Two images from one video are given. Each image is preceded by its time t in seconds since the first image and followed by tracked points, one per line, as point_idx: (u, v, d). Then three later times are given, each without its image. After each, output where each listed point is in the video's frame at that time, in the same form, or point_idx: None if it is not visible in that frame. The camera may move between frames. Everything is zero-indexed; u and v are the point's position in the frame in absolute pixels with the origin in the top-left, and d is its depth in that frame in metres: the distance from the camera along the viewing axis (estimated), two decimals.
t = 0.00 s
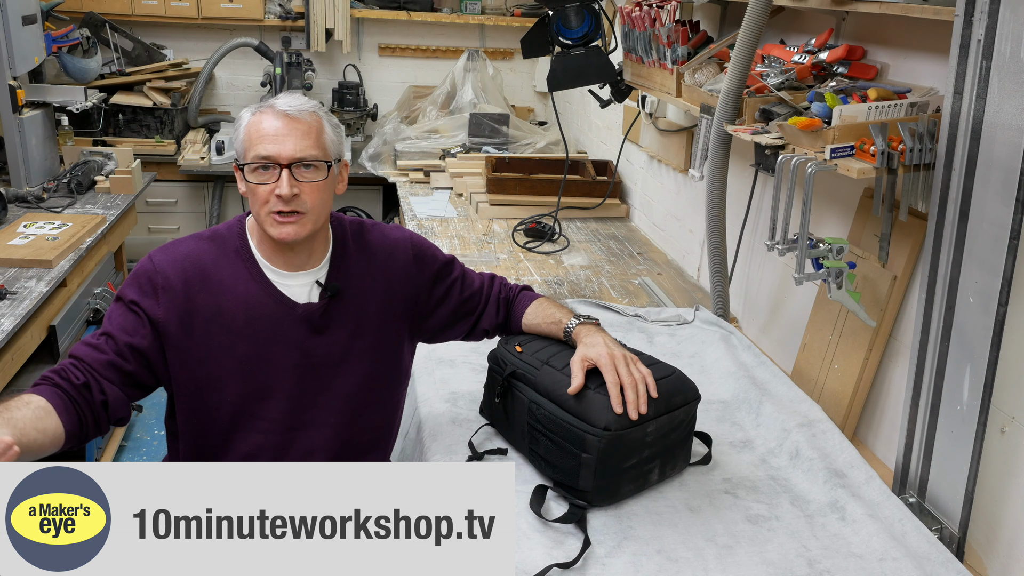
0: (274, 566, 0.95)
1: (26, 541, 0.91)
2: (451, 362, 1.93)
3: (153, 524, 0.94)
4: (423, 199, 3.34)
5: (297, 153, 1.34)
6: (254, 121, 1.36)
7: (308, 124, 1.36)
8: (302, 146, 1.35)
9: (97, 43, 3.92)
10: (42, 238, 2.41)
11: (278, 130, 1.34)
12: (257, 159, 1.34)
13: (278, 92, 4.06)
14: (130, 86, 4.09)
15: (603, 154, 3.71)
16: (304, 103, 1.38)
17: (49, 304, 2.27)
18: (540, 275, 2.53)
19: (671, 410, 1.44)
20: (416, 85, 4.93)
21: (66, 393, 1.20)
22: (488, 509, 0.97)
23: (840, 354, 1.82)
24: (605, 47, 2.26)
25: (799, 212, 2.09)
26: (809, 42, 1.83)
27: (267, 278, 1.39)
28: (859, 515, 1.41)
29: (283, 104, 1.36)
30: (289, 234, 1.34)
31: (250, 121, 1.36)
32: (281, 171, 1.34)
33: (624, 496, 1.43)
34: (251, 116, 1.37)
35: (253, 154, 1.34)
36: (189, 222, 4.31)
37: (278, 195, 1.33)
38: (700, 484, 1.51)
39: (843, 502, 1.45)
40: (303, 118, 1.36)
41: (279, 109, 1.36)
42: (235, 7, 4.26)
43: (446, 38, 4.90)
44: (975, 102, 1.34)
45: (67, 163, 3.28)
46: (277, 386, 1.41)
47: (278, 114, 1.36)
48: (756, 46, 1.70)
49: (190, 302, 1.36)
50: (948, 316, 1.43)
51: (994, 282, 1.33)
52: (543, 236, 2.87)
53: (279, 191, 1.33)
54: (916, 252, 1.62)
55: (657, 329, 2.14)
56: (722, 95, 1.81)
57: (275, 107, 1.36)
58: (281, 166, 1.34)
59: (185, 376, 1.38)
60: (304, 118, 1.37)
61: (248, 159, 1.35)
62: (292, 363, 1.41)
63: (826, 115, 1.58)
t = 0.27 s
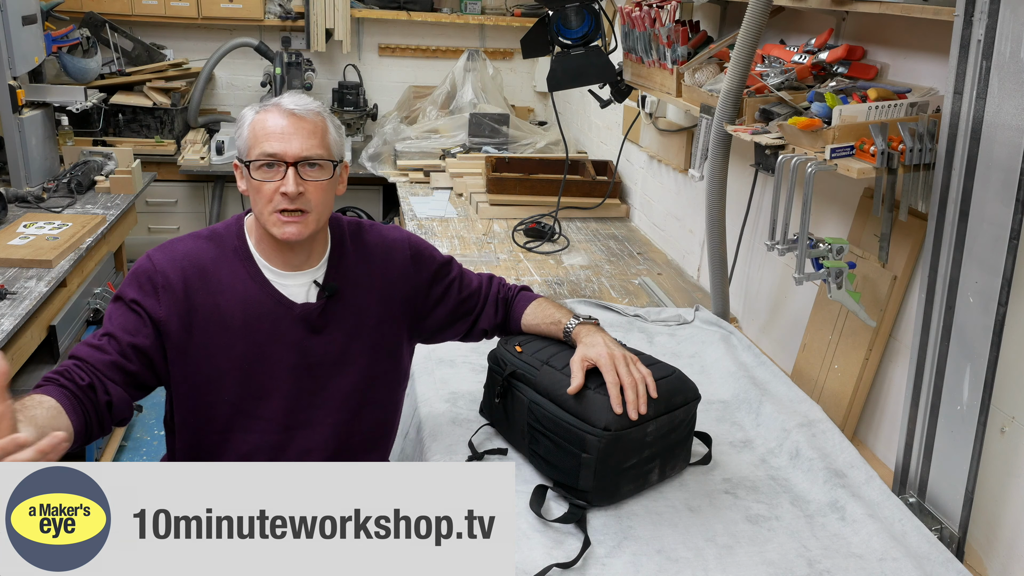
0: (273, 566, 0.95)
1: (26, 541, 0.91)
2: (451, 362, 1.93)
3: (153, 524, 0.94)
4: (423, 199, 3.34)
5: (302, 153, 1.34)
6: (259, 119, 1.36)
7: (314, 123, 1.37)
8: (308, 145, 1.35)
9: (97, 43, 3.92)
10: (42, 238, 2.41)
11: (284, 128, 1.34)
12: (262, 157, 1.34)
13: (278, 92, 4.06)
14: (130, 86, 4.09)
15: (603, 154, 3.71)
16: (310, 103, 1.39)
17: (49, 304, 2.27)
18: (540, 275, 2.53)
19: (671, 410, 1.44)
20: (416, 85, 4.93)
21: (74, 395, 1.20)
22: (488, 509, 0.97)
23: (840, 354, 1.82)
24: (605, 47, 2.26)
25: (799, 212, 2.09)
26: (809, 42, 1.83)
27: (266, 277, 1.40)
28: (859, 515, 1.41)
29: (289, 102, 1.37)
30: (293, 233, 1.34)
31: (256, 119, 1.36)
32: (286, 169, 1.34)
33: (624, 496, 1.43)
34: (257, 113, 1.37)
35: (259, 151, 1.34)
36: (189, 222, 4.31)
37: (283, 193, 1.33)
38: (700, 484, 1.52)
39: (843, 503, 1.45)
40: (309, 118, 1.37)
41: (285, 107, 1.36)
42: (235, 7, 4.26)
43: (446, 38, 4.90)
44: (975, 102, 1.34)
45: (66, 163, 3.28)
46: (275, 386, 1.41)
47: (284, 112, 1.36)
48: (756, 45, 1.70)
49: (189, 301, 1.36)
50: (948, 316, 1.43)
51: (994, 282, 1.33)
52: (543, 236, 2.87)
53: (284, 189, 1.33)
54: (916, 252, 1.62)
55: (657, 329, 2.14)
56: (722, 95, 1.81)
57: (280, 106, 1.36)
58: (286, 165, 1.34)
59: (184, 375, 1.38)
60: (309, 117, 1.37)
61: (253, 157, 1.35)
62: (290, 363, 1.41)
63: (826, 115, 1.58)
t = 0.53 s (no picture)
0: (273, 566, 0.95)
1: (26, 541, 0.91)
2: (451, 362, 1.93)
3: (153, 524, 0.94)
4: (423, 199, 3.33)
5: (310, 149, 1.35)
6: (267, 113, 1.36)
7: (320, 122, 1.37)
8: (316, 143, 1.35)
9: (97, 43, 3.92)
10: (42, 238, 2.41)
11: (291, 123, 1.35)
12: (268, 150, 1.34)
13: (278, 92, 4.06)
14: (130, 86, 4.09)
15: (603, 154, 3.71)
16: (317, 102, 1.40)
17: (49, 304, 2.27)
18: (540, 275, 2.53)
19: (671, 410, 1.44)
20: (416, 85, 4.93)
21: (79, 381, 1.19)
22: (488, 509, 0.97)
23: (840, 354, 1.82)
24: (605, 47, 2.26)
25: (799, 212, 2.09)
26: (809, 42, 1.83)
27: (261, 273, 1.40)
28: (859, 515, 1.41)
29: (298, 100, 1.38)
30: (293, 228, 1.34)
31: (262, 114, 1.36)
32: (291, 163, 1.34)
33: (624, 496, 1.43)
34: (264, 108, 1.37)
35: (264, 144, 1.34)
36: (189, 222, 4.31)
37: (288, 187, 1.33)
38: (701, 485, 1.51)
39: (843, 503, 1.45)
40: (316, 116, 1.38)
41: (294, 104, 1.37)
42: (235, 7, 4.26)
43: (446, 38, 4.90)
44: (975, 102, 1.34)
45: (66, 163, 3.28)
46: (269, 382, 1.41)
47: (293, 109, 1.36)
48: (756, 46, 1.70)
49: (185, 296, 1.36)
50: (948, 316, 1.43)
51: (994, 282, 1.33)
52: (543, 236, 2.87)
53: (289, 183, 1.33)
54: (916, 251, 1.62)
55: (657, 329, 2.14)
56: (722, 95, 1.81)
57: (288, 103, 1.37)
58: (292, 159, 1.34)
59: (179, 369, 1.38)
60: (318, 116, 1.38)
61: (259, 149, 1.35)
62: (284, 358, 1.41)
63: (826, 115, 1.58)
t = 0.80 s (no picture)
0: (273, 566, 0.95)
1: (26, 541, 0.91)
2: (451, 362, 1.93)
3: (153, 524, 0.94)
4: (423, 199, 3.33)
5: (327, 146, 1.36)
6: (288, 107, 1.37)
7: (337, 121, 1.39)
8: (333, 142, 1.37)
9: (97, 43, 3.92)
10: (42, 238, 2.41)
11: (310, 119, 1.36)
12: (286, 141, 1.35)
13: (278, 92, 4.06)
14: (130, 86, 4.09)
15: (603, 154, 3.71)
16: (337, 102, 1.42)
17: (49, 304, 2.27)
18: (540, 275, 2.53)
19: (671, 410, 1.44)
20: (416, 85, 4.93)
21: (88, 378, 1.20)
22: (488, 509, 0.97)
23: (840, 354, 1.82)
24: (605, 47, 2.26)
25: (799, 212, 2.09)
26: (810, 42, 1.83)
27: (260, 269, 1.40)
28: (859, 515, 1.41)
29: (318, 97, 1.39)
30: (299, 220, 1.34)
31: (282, 106, 1.37)
32: (307, 157, 1.35)
33: (624, 496, 1.43)
34: (284, 101, 1.38)
35: (282, 135, 1.35)
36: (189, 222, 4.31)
37: (301, 179, 1.34)
38: (701, 485, 1.51)
39: (843, 503, 1.45)
40: (334, 115, 1.39)
41: (316, 101, 1.38)
42: (235, 7, 4.26)
43: (446, 38, 4.90)
44: (975, 102, 1.34)
45: (66, 163, 3.28)
46: (266, 376, 1.41)
47: (315, 106, 1.38)
48: (756, 46, 1.70)
49: (185, 290, 1.36)
50: (948, 316, 1.43)
51: (994, 282, 1.33)
52: (543, 236, 2.86)
53: (303, 175, 1.34)
54: (916, 251, 1.62)
55: (657, 329, 2.14)
56: (722, 95, 1.81)
57: (311, 99, 1.38)
58: (309, 153, 1.35)
59: (177, 363, 1.38)
60: (338, 116, 1.40)
61: (277, 139, 1.36)
62: (282, 353, 1.41)
63: (826, 115, 1.58)
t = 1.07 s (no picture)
0: (273, 566, 0.95)
1: (26, 541, 0.91)
2: (451, 362, 1.93)
3: (153, 524, 0.94)
4: (423, 199, 3.34)
5: (328, 147, 1.37)
6: (286, 110, 1.37)
7: (336, 122, 1.40)
8: (334, 142, 1.38)
9: (97, 43, 3.92)
10: (42, 238, 2.41)
11: (310, 121, 1.37)
12: (288, 145, 1.35)
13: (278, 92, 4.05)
14: (130, 86, 4.09)
15: (603, 154, 3.71)
16: (334, 103, 1.42)
17: (48, 304, 2.27)
18: (540, 275, 2.53)
19: (671, 410, 1.44)
20: (416, 85, 4.93)
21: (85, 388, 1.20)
22: (488, 509, 0.97)
23: (840, 354, 1.82)
24: (605, 47, 2.26)
25: (799, 212, 2.09)
26: (809, 42, 1.83)
27: (263, 275, 1.40)
28: (859, 515, 1.41)
29: (316, 99, 1.40)
30: (307, 223, 1.34)
31: (281, 109, 1.38)
32: (311, 160, 1.36)
33: (624, 496, 1.43)
34: (283, 105, 1.39)
35: (285, 139, 1.35)
36: (189, 222, 4.31)
37: (306, 181, 1.34)
38: (701, 485, 1.51)
39: (843, 503, 1.45)
40: (333, 116, 1.40)
41: (314, 103, 1.39)
42: (235, 7, 4.26)
43: (446, 38, 4.90)
44: (975, 102, 1.34)
45: (66, 163, 3.28)
46: (267, 381, 1.41)
47: (313, 107, 1.38)
48: (756, 46, 1.70)
49: (185, 295, 1.36)
50: (948, 316, 1.43)
51: (994, 282, 1.33)
52: (543, 236, 2.87)
53: (308, 178, 1.34)
54: (916, 251, 1.62)
55: (657, 329, 2.14)
56: (722, 95, 1.81)
57: (308, 101, 1.39)
58: (312, 155, 1.36)
59: (178, 368, 1.38)
60: (336, 117, 1.41)
61: (279, 144, 1.36)
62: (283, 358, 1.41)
63: (826, 115, 1.58)
